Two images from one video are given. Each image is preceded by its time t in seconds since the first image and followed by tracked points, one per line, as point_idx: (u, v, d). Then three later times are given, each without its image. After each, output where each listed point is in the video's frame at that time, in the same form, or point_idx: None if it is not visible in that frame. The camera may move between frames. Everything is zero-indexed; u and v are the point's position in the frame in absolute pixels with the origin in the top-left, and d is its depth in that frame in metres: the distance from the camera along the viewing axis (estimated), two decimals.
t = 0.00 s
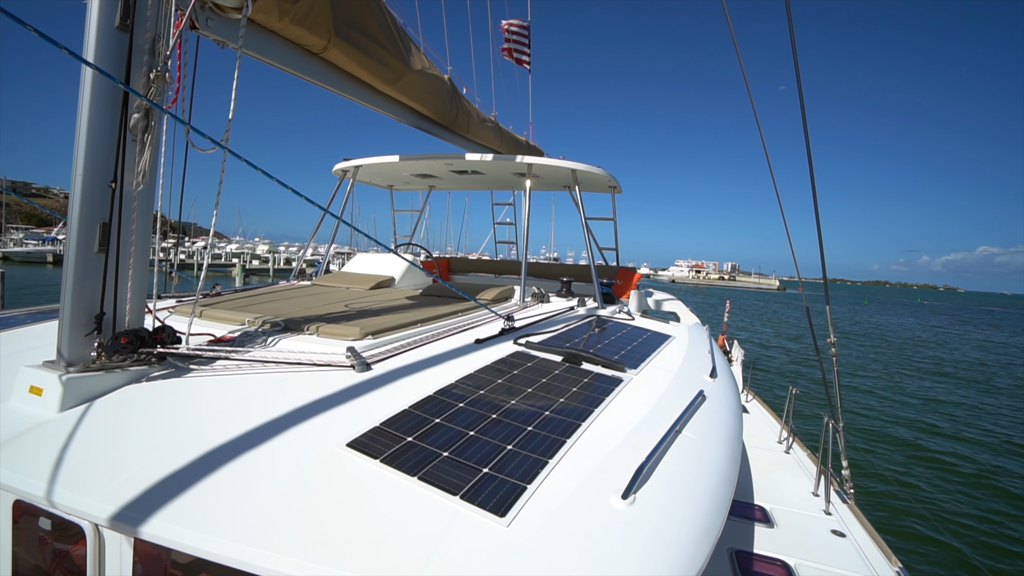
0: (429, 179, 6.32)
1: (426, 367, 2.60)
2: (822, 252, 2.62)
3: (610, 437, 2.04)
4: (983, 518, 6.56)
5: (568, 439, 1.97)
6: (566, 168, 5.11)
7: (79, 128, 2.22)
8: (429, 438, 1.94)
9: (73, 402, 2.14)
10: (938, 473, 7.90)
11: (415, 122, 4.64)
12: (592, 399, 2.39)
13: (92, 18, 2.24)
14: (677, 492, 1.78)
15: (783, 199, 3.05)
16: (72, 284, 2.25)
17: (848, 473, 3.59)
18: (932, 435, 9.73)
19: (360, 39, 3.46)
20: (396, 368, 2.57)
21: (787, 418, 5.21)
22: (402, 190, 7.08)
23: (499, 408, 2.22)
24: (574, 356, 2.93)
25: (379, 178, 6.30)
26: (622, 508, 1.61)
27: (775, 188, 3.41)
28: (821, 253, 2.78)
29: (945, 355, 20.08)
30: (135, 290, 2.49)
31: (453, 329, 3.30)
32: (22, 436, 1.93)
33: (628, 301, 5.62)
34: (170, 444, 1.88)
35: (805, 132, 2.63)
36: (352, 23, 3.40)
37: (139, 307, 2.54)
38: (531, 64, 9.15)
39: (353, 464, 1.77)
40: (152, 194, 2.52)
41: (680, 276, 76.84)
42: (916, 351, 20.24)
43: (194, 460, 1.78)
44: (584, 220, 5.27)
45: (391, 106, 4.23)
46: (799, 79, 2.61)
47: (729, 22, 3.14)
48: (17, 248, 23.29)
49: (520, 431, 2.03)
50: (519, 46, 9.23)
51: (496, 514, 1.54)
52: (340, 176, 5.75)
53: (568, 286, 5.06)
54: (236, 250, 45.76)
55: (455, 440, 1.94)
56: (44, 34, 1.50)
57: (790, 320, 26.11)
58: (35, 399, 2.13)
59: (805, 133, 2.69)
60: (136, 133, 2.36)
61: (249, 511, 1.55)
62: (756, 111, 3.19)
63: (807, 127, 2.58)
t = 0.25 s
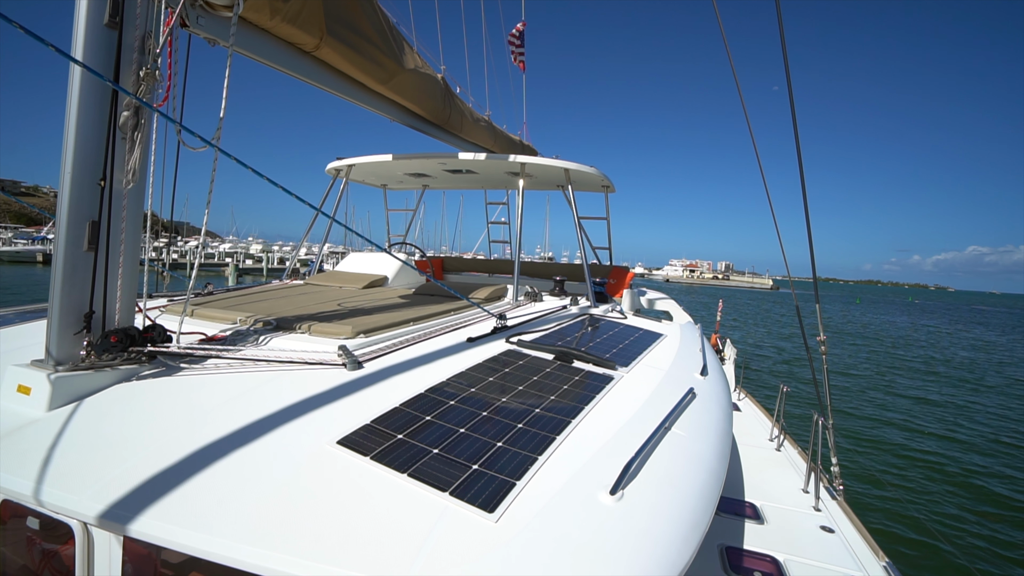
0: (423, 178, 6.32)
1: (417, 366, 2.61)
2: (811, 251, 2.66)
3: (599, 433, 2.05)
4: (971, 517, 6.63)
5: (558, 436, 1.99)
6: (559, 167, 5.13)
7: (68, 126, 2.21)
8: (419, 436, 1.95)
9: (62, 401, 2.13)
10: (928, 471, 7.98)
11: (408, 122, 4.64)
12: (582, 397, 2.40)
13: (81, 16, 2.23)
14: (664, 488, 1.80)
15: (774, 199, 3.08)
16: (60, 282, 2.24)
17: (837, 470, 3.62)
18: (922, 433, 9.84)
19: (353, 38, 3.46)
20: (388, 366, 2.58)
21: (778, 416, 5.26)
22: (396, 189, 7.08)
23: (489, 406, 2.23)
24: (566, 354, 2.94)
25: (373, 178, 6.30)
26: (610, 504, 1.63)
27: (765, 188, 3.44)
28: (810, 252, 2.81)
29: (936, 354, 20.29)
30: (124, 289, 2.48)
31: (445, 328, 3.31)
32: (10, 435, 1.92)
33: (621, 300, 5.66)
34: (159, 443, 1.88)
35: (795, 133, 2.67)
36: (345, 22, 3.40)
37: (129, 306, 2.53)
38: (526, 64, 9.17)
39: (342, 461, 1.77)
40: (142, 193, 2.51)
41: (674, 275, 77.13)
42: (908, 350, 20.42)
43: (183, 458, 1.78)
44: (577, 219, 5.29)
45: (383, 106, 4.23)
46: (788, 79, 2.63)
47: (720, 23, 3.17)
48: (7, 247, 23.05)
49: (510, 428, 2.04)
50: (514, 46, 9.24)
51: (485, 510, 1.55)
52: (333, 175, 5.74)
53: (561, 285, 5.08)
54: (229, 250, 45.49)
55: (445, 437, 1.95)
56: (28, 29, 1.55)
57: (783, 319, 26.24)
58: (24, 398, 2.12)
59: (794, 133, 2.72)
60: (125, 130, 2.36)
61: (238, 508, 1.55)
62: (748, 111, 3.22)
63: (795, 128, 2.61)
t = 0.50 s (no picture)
0: (420, 179, 6.33)
1: (411, 365, 2.63)
2: (804, 253, 2.67)
3: (590, 433, 2.07)
4: (966, 522, 6.64)
5: (549, 436, 2.01)
6: (556, 168, 5.15)
7: (63, 127, 2.22)
8: (411, 435, 1.97)
9: (57, 401, 2.14)
10: (925, 474, 7.99)
11: (405, 123, 4.66)
12: (575, 396, 2.42)
13: (76, 18, 2.24)
14: (654, 487, 1.81)
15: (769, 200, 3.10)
16: (56, 282, 2.25)
17: (831, 470, 3.64)
18: (918, 434, 9.87)
19: (349, 40, 3.48)
20: (382, 366, 2.60)
21: (774, 416, 5.27)
22: (393, 189, 7.10)
23: (482, 405, 2.25)
24: (560, 354, 2.96)
25: (370, 178, 6.32)
26: (599, 503, 1.65)
27: (760, 189, 3.46)
28: (803, 252, 2.83)
29: (933, 355, 20.34)
30: (120, 289, 2.49)
31: (440, 328, 3.33)
32: (5, 434, 1.94)
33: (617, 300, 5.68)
34: (152, 442, 1.90)
35: (789, 134, 2.69)
36: (341, 23, 3.41)
37: (125, 306, 2.54)
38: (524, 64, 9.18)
39: (334, 460, 1.79)
40: (138, 194, 2.53)
41: (674, 276, 77.15)
42: (906, 351, 20.43)
43: (175, 457, 1.80)
44: (574, 220, 5.31)
45: (380, 106, 4.24)
46: (783, 79, 2.64)
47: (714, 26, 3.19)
48: (5, 246, 23.02)
49: (501, 427, 2.06)
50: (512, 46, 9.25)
51: (474, 508, 1.57)
52: (330, 176, 5.76)
53: (557, 286, 5.09)
54: (228, 249, 45.48)
55: (437, 436, 1.97)
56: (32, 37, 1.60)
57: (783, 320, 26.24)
58: (19, 398, 2.14)
59: (787, 135, 2.74)
60: (121, 132, 2.37)
61: (230, 506, 1.57)
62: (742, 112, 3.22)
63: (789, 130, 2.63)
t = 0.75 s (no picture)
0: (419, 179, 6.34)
1: (406, 364, 2.64)
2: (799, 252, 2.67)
3: (582, 432, 2.08)
4: (965, 526, 6.62)
5: (540, 434, 2.01)
6: (553, 167, 5.16)
7: (58, 128, 2.23)
8: (402, 433, 1.98)
9: (53, 400, 2.16)
10: (924, 477, 7.97)
11: (402, 123, 4.67)
12: (568, 395, 2.43)
13: (71, 20, 2.26)
14: (644, 485, 1.82)
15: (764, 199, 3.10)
16: (51, 283, 2.26)
17: (828, 470, 3.64)
18: (919, 435, 9.85)
19: (345, 41, 3.49)
20: (376, 365, 2.61)
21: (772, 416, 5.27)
22: (392, 189, 7.12)
23: (475, 404, 2.26)
24: (554, 353, 2.97)
25: (369, 178, 6.33)
26: (588, 501, 1.65)
27: (756, 188, 3.46)
28: (799, 252, 2.82)
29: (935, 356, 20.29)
30: (116, 289, 2.51)
31: (436, 328, 3.34)
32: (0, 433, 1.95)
33: (615, 300, 5.68)
34: (146, 440, 1.91)
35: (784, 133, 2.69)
36: (337, 24, 3.43)
37: (121, 306, 2.55)
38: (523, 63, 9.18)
39: (325, 458, 1.80)
40: (133, 194, 2.54)
41: (675, 275, 77.07)
42: (908, 351, 20.37)
43: (168, 455, 1.81)
44: (572, 220, 5.32)
45: (377, 107, 4.26)
46: (778, 78, 2.64)
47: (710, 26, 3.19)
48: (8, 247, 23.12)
49: (493, 426, 2.07)
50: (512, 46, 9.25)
51: (463, 506, 1.57)
52: (329, 176, 5.78)
53: (555, 285, 5.09)
54: (230, 250, 45.61)
55: (429, 435, 1.98)
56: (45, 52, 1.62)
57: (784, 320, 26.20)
58: (15, 397, 2.15)
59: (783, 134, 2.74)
60: (116, 133, 2.38)
61: (221, 504, 1.58)
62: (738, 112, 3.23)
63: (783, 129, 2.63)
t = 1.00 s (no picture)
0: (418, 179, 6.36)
1: (401, 363, 2.65)
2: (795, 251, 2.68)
3: (574, 430, 2.09)
4: (965, 529, 6.61)
5: (532, 433, 2.03)
6: (552, 168, 5.17)
7: (57, 130, 2.26)
8: (395, 432, 2.00)
9: (51, 399, 2.18)
10: (926, 480, 7.93)
11: (401, 123, 4.69)
12: (561, 394, 2.44)
13: (69, 24, 2.28)
14: (634, 483, 1.83)
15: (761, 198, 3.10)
16: (50, 283, 2.29)
17: (825, 470, 3.63)
18: (920, 438, 9.83)
19: (343, 42, 3.51)
20: (371, 364, 2.62)
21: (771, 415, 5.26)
22: (392, 189, 7.14)
23: (468, 403, 2.27)
24: (550, 352, 2.98)
25: (369, 179, 6.36)
26: (578, 499, 1.66)
27: (753, 188, 3.47)
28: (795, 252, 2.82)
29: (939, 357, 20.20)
30: (114, 289, 2.53)
31: (433, 327, 3.35)
32: None
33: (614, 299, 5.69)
34: (142, 438, 1.93)
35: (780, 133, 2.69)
36: (335, 25, 3.45)
37: (119, 305, 2.58)
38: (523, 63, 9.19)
39: (318, 456, 1.82)
40: (131, 195, 2.56)
41: (678, 276, 76.97)
42: (912, 351, 20.28)
43: (163, 453, 1.83)
44: (570, 220, 5.32)
45: (376, 107, 4.28)
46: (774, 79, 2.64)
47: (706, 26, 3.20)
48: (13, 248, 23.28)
49: (486, 424, 2.08)
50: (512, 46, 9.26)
51: (453, 503, 1.59)
52: (329, 177, 5.80)
53: (553, 285, 5.10)
54: (233, 250, 45.76)
55: (421, 433, 1.99)
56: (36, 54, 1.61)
57: (786, 320, 26.15)
58: (14, 396, 2.17)
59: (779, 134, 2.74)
60: (114, 134, 2.42)
61: (214, 500, 1.59)
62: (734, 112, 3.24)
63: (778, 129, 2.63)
